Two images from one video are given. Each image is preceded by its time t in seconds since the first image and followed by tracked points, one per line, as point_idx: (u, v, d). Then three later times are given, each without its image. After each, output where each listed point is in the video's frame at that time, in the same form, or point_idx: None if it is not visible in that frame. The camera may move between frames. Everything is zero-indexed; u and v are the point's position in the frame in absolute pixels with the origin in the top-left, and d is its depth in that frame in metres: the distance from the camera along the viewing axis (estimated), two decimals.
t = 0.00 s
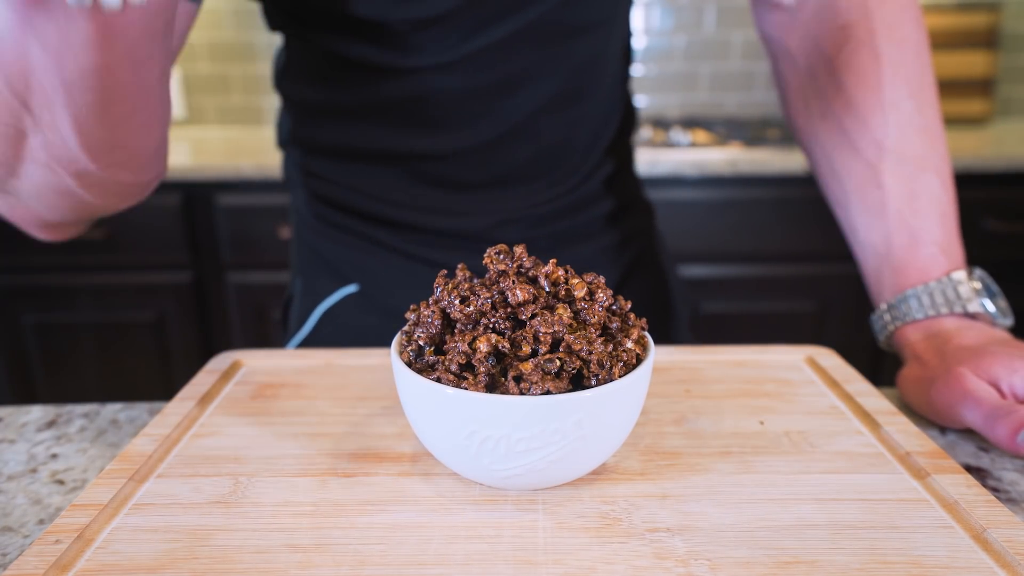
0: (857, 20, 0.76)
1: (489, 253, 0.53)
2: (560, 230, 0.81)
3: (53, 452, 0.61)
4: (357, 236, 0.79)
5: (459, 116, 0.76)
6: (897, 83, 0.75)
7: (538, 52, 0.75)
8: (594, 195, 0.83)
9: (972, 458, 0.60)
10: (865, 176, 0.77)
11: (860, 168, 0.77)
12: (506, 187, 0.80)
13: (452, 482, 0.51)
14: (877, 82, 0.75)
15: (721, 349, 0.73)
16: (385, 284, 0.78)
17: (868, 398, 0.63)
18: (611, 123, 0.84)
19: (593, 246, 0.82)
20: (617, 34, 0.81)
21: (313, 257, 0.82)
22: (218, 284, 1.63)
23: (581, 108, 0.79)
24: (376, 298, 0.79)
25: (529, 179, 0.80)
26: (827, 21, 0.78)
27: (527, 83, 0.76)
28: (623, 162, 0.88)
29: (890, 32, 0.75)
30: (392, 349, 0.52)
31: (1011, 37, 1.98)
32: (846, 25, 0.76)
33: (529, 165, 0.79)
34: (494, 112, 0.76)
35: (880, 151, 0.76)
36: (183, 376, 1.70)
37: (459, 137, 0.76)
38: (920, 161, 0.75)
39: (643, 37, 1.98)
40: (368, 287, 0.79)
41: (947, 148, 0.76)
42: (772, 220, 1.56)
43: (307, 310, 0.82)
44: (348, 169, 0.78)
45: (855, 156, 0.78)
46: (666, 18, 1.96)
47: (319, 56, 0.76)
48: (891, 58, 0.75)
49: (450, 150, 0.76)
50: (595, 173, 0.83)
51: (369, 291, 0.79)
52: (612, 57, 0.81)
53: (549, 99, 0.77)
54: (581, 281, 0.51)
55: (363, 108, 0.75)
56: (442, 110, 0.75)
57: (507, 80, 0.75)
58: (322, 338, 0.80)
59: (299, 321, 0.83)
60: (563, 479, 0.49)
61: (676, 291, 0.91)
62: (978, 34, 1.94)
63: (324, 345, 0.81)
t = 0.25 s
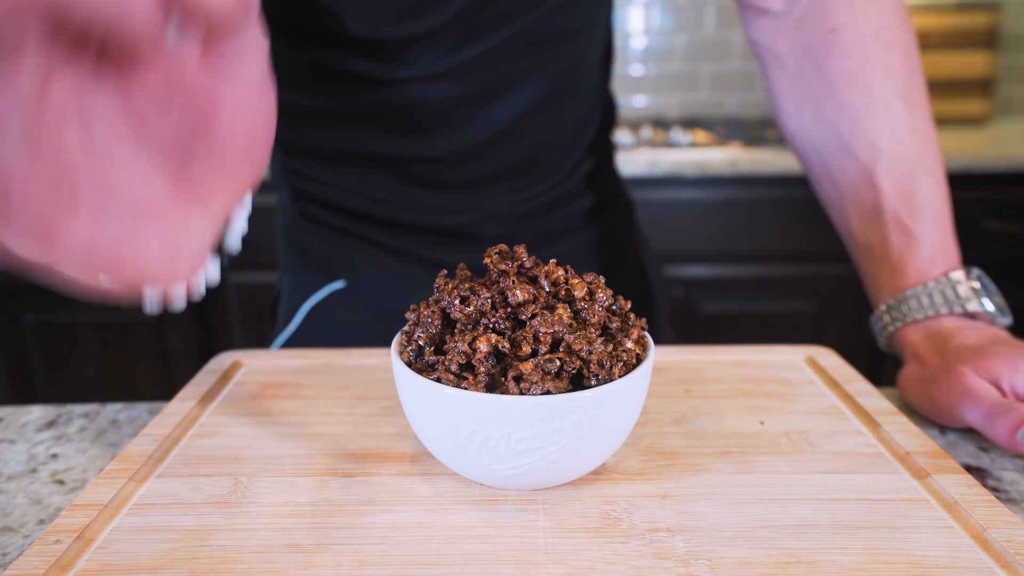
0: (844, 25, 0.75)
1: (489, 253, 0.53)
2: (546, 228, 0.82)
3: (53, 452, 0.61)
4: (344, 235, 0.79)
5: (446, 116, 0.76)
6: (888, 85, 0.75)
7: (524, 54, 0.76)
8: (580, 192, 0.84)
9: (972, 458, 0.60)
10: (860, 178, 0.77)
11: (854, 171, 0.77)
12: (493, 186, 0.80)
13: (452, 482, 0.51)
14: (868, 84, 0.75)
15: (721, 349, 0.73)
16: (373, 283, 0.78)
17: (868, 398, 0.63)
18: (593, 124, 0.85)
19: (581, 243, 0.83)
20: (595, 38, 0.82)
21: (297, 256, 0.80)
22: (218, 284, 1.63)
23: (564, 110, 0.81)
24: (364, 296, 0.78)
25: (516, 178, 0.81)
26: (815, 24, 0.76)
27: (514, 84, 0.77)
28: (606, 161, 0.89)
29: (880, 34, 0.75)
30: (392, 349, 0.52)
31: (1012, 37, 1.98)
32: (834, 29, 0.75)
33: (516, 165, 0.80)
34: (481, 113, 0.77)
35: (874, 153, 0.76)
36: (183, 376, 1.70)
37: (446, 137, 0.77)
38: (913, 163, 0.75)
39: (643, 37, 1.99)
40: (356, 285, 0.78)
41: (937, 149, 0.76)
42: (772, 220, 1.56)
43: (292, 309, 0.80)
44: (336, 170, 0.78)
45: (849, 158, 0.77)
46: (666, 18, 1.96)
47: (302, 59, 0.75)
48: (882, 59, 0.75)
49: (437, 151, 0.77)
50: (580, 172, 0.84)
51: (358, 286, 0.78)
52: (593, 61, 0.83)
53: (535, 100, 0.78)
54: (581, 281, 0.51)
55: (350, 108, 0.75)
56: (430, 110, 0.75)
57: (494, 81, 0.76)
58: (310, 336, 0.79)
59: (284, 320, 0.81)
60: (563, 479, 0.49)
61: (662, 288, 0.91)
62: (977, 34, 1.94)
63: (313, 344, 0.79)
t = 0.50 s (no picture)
0: (833, 26, 0.75)
1: (489, 253, 0.53)
2: (528, 226, 0.82)
3: (53, 452, 0.61)
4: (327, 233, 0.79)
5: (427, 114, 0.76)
6: (879, 85, 0.75)
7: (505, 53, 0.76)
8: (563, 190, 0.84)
9: (972, 458, 0.60)
10: (855, 179, 0.77)
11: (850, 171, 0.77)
12: (475, 184, 0.80)
13: (451, 483, 0.51)
14: (859, 84, 0.75)
15: (721, 349, 0.73)
16: (354, 281, 0.79)
17: (868, 398, 0.63)
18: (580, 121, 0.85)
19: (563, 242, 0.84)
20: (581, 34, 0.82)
21: (284, 252, 0.82)
22: (218, 284, 1.63)
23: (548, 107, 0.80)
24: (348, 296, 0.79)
25: (498, 177, 0.81)
26: (804, 25, 0.76)
27: (496, 82, 0.76)
28: (593, 158, 0.89)
29: (869, 34, 0.75)
30: (392, 348, 0.52)
31: (1011, 37, 1.98)
32: (824, 29, 0.75)
33: (499, 163, 0.80)
34: (463, 111, 0.76)
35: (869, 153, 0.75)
36: (183, 376, 1.70)
37: (428, 135, 0.76)
38: (907, 162, 0.75)
39: (643, 37, 1.99)
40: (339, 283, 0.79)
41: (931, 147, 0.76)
42: (772, 220, 1.56)
43: (280, 304, 0.82)
44: (318, 168, 0.78)
45: (844, 159, 0.77)
46: (666, 18, 1.96)
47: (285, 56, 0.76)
48: (874, 59, 0.75)
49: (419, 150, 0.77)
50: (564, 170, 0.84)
51: (340, 283, 0.79)
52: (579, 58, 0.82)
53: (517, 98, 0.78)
54: (581, 281, 0.51)
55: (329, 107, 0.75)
56: (411, 109, 0.75)
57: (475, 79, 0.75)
58: (297, 332, 0.81)
59: (272, 316, 0.83)
60: (563, 479, 0.49)
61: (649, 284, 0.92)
62: (977, 34, 1.94)
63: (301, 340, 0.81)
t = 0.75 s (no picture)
0: (829, 28, 0.75)
1: (489, 253, 0.53)
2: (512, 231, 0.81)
3: (53, 452, 0.61)
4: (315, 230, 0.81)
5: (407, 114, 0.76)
6: (875, 85, 0.75)
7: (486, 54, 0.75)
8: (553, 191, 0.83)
9: (972, 458, 0.60)
10: (853, 180, 0.76)
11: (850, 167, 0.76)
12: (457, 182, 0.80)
13: (452, 483, 0.51)
14: (856, 84, 0.75)
15: (721, 348, 0.73)
16: (334, 277, 0.80)
17: (868, 398, 0.63)
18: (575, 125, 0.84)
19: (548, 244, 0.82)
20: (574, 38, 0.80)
21: (275, 245, 0.84)
22: (218, 284, 1.64)
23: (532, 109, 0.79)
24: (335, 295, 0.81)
25: (480, 175, 0.80)
26: (802, 26, 0.77)
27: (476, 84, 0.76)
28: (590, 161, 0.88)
29: (865, 35, 0.75)
30: (392, 348, 0.52)
31: (1011, 37, 1.98)
32: (820, 31, 0.75)
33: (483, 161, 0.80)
34: (444, 108, 0.76)
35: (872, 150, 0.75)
36: (183, 376, 1.70)
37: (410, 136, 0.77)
38: (906, 163, 0.75)
39: (643, 37, 1.99)
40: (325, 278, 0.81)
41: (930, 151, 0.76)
42: (772, 219, 1.56)
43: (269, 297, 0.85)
44: (303, 162, 0.79)
45: (842, 160, 0.77)
46: (666, 18, 1.96)
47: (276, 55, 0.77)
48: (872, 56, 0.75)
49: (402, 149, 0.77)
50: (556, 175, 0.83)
51: (323, 280, 0.81)
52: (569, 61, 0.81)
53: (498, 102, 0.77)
54: (581, 281, 0.51)
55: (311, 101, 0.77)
56: (393, 105, 0.76)
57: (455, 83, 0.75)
58: (280, 326, 0.84)
59: (262, 307, 0.86)
60: (563, 479, 0.49)
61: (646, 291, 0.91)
62: (977, 34, 1.94)
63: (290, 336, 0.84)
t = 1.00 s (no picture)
0: (821, 30, 0.75)
1: (489, 253, 0.53)
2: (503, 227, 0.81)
3: (53, 452, 0.61)
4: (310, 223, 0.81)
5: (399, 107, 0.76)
6: (868, 86, 0.75)
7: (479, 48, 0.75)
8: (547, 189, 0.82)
9: (972, 458, 0.60)
10: (848, 181, 0.76)
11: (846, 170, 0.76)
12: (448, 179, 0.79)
13: (452, 483, 0.51)
14: (848, 85, 0.75)
15: (720, 348, 0.73)
16: (323, 272, 0.80)
17: (868, 398, 0.63)
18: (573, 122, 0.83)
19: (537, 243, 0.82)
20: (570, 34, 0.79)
21: (272, 240, 0.85)
22: (217, 284, 1.64)
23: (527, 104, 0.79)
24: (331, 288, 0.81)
25: (471, 172, 0.80)
26: (793, 29, 0.77)
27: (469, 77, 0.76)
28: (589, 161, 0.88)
29: (858, 35, 0.74)
30: (392, 348, 0.52)
31: (1012, 37, 1.98)
32: (811, 34, 0.75)
33: (473, 157, 0.79)
34: (433, 103, 0.77)
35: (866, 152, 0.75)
36: (183, 376, 1.70)
37: (401, 128, 0.77)
38: (901, 164, 0.75)
39: (643, 37, 1.99)
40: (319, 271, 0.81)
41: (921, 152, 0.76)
42: (772, 219, 1.56)
43: (264, 291, 0.86)
44: (296, 156, 0.80)
45: (836, 160, 0.77)
46: (666, 19, 1.96)
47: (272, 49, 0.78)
48: (866, 56, 0.74)
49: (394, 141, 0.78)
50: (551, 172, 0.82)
51: (312, 274, 0.81)
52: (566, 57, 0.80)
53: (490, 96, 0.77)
54: (581, 281, 0.51)
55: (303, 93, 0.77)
56: (383, 98, 0.77)
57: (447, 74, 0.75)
58: (275, 321, 0.85)
59: (258, 300, 0.87)
60: (563, 479, 0.49)
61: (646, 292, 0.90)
62: (977, 34, 1.94)
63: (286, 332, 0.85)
